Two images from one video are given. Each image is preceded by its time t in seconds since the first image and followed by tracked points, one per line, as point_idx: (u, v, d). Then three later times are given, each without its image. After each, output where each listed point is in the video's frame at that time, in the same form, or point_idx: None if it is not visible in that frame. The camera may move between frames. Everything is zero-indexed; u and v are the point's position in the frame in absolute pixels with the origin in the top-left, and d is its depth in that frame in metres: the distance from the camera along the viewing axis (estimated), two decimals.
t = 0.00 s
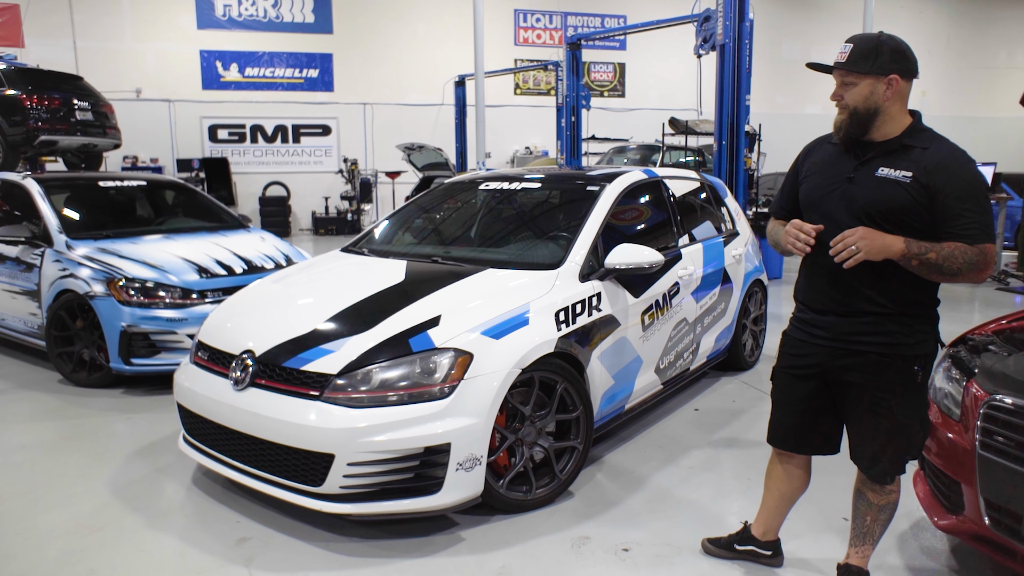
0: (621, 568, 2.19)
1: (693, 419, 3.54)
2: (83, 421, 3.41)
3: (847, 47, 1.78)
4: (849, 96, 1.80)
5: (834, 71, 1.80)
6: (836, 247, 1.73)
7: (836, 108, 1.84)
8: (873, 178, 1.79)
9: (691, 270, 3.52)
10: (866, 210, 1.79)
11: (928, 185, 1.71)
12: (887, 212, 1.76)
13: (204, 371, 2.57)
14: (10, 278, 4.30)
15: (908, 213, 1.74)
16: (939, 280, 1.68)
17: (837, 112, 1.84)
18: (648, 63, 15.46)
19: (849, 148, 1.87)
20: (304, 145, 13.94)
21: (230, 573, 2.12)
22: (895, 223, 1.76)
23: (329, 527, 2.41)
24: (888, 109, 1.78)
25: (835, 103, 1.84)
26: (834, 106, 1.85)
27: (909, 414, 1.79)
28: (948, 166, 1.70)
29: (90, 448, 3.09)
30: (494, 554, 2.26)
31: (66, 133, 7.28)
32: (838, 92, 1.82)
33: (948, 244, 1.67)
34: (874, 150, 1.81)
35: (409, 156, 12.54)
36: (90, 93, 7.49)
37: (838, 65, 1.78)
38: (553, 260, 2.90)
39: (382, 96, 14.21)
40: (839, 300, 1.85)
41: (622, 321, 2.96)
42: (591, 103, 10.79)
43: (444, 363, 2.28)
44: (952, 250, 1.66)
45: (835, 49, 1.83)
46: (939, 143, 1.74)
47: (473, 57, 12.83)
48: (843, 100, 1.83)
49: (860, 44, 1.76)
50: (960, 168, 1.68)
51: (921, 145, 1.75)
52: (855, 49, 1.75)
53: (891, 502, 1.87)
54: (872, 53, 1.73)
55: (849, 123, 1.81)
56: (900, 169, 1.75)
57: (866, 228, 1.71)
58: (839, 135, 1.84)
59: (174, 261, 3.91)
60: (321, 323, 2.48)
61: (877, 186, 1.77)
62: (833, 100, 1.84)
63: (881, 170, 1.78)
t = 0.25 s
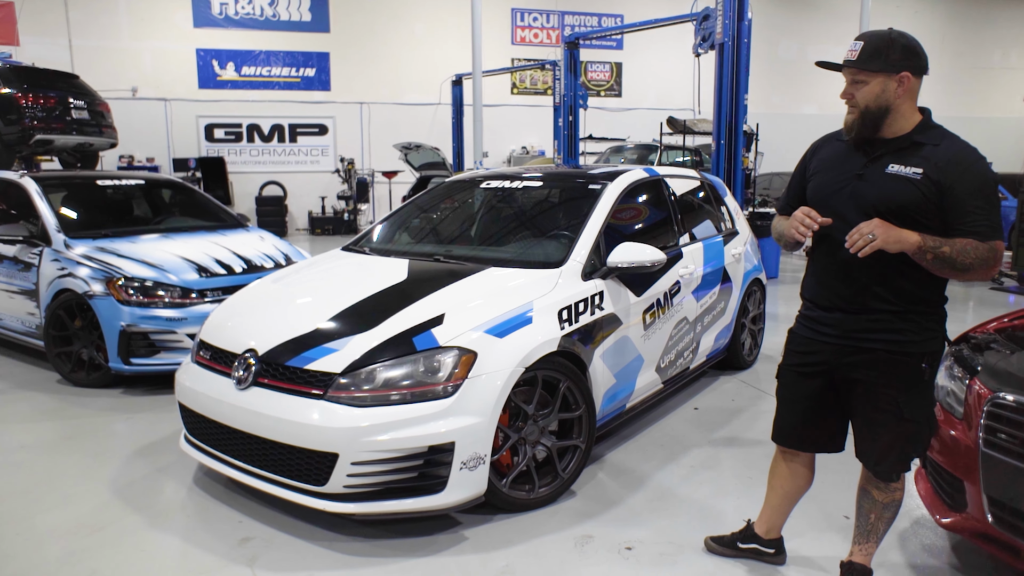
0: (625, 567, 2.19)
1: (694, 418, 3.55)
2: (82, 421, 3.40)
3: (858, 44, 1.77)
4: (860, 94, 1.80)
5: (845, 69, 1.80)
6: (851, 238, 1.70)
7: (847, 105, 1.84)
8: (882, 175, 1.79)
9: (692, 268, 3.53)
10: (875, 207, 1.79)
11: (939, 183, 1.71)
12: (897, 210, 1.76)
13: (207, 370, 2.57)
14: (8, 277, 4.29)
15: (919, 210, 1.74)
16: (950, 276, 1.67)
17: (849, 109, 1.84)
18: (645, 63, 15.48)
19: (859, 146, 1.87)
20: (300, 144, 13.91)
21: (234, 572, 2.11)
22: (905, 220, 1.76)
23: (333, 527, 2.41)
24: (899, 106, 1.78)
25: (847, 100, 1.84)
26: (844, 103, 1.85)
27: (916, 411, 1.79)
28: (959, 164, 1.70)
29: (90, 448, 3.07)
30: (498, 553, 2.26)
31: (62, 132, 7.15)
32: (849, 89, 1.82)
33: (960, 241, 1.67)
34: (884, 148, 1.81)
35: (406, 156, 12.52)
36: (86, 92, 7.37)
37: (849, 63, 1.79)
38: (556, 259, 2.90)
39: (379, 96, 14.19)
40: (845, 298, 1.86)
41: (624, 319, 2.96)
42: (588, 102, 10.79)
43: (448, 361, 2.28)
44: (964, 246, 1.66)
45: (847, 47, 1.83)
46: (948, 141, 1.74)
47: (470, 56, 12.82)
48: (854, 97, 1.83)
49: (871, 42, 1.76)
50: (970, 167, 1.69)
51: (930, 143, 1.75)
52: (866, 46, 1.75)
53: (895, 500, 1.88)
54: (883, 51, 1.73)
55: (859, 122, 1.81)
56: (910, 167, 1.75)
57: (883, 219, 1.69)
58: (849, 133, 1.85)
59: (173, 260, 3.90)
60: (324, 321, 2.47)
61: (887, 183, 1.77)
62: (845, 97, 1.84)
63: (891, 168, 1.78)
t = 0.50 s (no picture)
0: (628, 564, 2.20)
1: (694, 416, 3.55)
2: (80, 421, 3.38)
3: (866, 45, 1.78)
4: (867, 94, 1.81)
5: (854, 69, 1.81)
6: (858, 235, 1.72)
7: (854, 105, 1.85)
8: (889, 174, 1.80)
9: (692, 267, 3.54)
10: (882, 207, 1.80)
11: (946, 181, 1.72)
12: (905, 208, 1.76)
13: (209, 369, 2.56)
14: (4, 276, 4.27)
15: (926, 209, 1.74)
16: (959, 274, 1.68)
17: (856, 109, 1.85)
18: (641, 62, 15.49)
19: (865, 146, 1.88)
20: (296, 143, 13.88)
21: (237, 572, 2.11)
22: (913, 219, 1.76)
23: (335, 526, 2.40)
24: (906, 106, 1.79)
25: (854, 100, 1.85)
26: (853, 103, 1.86)
27: (920, 409, 1.80)
28: (966, 163, 1.71)
29: (91, 447, 3.07)
30: (501, 552, 2.26)
31: (57, 130, 7.08)
32: (857, 89, 1.83)
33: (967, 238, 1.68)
34: (890, 147, 1.82)
35: (403, 155, 12.50)
36: (80, 90, 7.34)
37: (857, 63, 1.79)
38: (558, 258, 2.90)
39: (375, 94, 14.16)
40: (850, 296, 1.86)
41: (625, 318, 2.97)
42: (585, 101, 10.80)
43: (451, 361, 2.28)
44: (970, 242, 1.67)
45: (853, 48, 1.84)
46: (955, 140, 1.75)
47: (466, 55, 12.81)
48: (861, 97, 1.84)
49: (880, 42, 1.77)
50: (977, 166, 1.70)
51: (937, 142, 1.76)
52: (874, 46, 1.76)
53: (898, 497, 1.89)
54: (892, 51, 1.74)
55: (865, 122, 1.83)
56: (918, 165, 1.76)
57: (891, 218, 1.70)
58: (856, 133, 1.86)
59: (172, 259, 3.89)
60: (327, 321, 2.47)
61: (893, 182, 1.78)
62: (853, 97, 1.85)
63: (898, 167, 1.79)
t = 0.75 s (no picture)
0: (630, 562, 2.20)
1: (693, 414, 3.57)
2: (78, 421, 3.37)
3: (870, 46, 1.79)
4: (871, 95, 1.81)
5: (857, 70, 1.82)
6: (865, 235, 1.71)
7: (857, 107, 1.86)
8: (893, 175, 1.81)
9: (691, 266, 3.55)
10: (885, 207, 1.81)
11: (949, 182, 1.74)
12: (908, 208, 1.78)
13: (210, 369, 2.56)
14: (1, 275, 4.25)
15: (930, 209, 1.76)
16: (964, 275, 1.69)
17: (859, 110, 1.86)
18: (637, 61, 15.51)
19: (868, 146, 1.89)
20: (292, 142, 13.84)
21: (240, 571, 2.11)
22: (916, 218, 1.77)
23: (338, 525, 2.40)
24: (909, 107, 1.80)
25: (857, 102, 1.86)
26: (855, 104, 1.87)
27: (923, 407, 1.81)
28: (969, 164, 1.72)
29: (90, 447, 3.06)
30: (504, 550, 2.26)
31: (51, 129, 7.03)
32: (860, 90, 1.84)
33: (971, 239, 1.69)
34: (893, 148, 1.83)
35: (399, 154, 12.48)
36: (74, 88, 7.29)
37: (861, 65, 1.80)
38: (558, 257, 2.91)
39: (370, 93, 14.13)
40: (853, 296, 1.87)
41: (625, 318, 2.98)
42: (581, 100, 10.81)
43: (453, 360, 2.29)
44: (975, 244, 1.67)
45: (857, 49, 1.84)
46: (957, 141, 1.76)
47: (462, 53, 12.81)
48: (864, 98, 1.85)
49: (883, 44, 1.77)
50: (980, 166, 1.71)
51: (940, 143, 1.77)
52: (879, 48, 1.77)
53: (900, 495, 1.90)
54: (896, 52, 1.75)
55: (870, 123, 1.83)
56: (921, 166, 1.77)
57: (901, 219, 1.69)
58: (859, 134, 1.87)
59: (170, 258, 3.87)
60: (329, 320, 2.47)
61: (896, 182, 1.79)
62: (856, 98, 1.86)
63: (901, 167, 1.80)
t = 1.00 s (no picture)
0: (631, 559, 2.21)
1: (691, 412, 3.58)
2: (76, 420, 3.36)
3: (877, 45, 1.80)
4: (876, 95, 1.83)
5: (864, 69, 1.83)
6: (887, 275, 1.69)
7: (861, 106, 1.87)
8: (895, 175, 1.82)
9: (690, 265, 3.57)
10: (888, 206, 1.82)
11: (951, 181, 1.75)
12: (910, 208, 1.79)
13: (211, 368, 2.55)
14: None
15: (933, 209, 1.77)
16: (980, 279, 1.71)
17: (863, 110, 1.87)
18: (632, 60, 15.53)
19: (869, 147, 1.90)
20: (286, 140, 13.80)
21: (242, 570, 2.11)
22: (917, 218, 1.79)
23: (339, 523, 2.41)
24: (912, 108, 1.82)
25: (862, 101, 1.87)
26: (860, 103, 1.88)
27: (925, 405, 1.82)
28: (971, 163, 1.74)
29: (89, 446, 3.05)
30: (506, 548, 2.27)
31: (44, 127, 6.98)
32: (866, 89, 1.85)
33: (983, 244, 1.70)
34: (896, 148, 1.85)
35: (394, 152, 12.45)
36: (68, 87, 7.22)
37: (868, 63, 1.81)
38: (558, 256, 2.91)
39: (365, 92, 14.10)
40: (854, 295, 1.89)
41: (625, 316, 2.99)
42: (577, 99, 10.82)
43: (454, 359, 2.29)
44: (989, 248, 1.70)
45: (862, 49, 1.86)
46: (959, 141, 1.78)
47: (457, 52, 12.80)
48: (868, 98, 1.86)
49: (891, 42, 1.79)
50: (982, 166, 1.73)
51: (941, 143, 1.79)
52: (886, 47, 1.78)
53: (900, 491, 1.92)
54: (904, 52, 1.77)
55: (874, 122, 1.84)
56: (923, 166, 1.79)
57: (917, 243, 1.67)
58: (863, 133, 1.88)
59: (167, 257, 3.86)
60: (330, 320, 2.47)
61: (899, 182, 1.81)
62: (861, 97, 1.87)
63: (904, 167, 1.82)
